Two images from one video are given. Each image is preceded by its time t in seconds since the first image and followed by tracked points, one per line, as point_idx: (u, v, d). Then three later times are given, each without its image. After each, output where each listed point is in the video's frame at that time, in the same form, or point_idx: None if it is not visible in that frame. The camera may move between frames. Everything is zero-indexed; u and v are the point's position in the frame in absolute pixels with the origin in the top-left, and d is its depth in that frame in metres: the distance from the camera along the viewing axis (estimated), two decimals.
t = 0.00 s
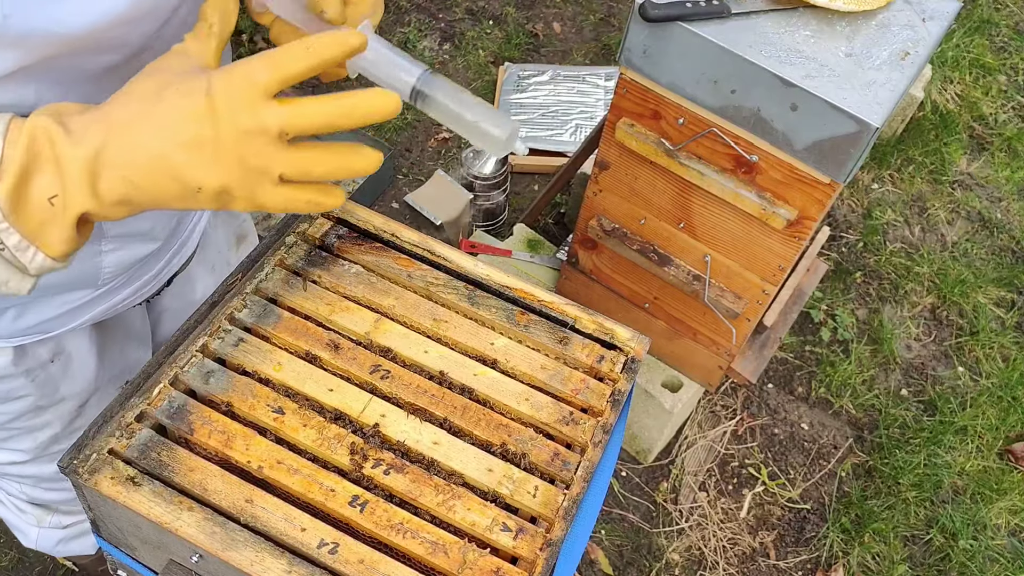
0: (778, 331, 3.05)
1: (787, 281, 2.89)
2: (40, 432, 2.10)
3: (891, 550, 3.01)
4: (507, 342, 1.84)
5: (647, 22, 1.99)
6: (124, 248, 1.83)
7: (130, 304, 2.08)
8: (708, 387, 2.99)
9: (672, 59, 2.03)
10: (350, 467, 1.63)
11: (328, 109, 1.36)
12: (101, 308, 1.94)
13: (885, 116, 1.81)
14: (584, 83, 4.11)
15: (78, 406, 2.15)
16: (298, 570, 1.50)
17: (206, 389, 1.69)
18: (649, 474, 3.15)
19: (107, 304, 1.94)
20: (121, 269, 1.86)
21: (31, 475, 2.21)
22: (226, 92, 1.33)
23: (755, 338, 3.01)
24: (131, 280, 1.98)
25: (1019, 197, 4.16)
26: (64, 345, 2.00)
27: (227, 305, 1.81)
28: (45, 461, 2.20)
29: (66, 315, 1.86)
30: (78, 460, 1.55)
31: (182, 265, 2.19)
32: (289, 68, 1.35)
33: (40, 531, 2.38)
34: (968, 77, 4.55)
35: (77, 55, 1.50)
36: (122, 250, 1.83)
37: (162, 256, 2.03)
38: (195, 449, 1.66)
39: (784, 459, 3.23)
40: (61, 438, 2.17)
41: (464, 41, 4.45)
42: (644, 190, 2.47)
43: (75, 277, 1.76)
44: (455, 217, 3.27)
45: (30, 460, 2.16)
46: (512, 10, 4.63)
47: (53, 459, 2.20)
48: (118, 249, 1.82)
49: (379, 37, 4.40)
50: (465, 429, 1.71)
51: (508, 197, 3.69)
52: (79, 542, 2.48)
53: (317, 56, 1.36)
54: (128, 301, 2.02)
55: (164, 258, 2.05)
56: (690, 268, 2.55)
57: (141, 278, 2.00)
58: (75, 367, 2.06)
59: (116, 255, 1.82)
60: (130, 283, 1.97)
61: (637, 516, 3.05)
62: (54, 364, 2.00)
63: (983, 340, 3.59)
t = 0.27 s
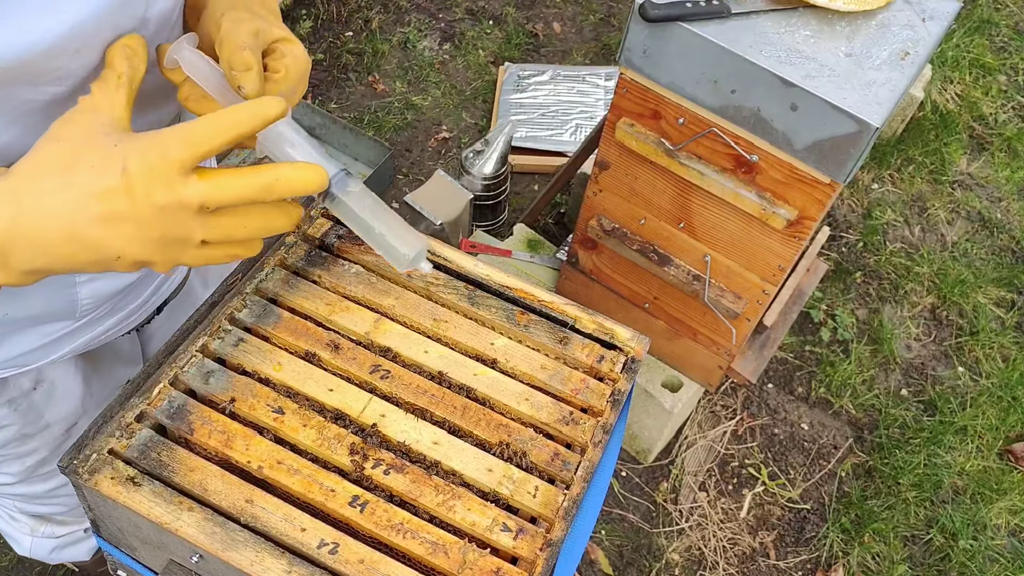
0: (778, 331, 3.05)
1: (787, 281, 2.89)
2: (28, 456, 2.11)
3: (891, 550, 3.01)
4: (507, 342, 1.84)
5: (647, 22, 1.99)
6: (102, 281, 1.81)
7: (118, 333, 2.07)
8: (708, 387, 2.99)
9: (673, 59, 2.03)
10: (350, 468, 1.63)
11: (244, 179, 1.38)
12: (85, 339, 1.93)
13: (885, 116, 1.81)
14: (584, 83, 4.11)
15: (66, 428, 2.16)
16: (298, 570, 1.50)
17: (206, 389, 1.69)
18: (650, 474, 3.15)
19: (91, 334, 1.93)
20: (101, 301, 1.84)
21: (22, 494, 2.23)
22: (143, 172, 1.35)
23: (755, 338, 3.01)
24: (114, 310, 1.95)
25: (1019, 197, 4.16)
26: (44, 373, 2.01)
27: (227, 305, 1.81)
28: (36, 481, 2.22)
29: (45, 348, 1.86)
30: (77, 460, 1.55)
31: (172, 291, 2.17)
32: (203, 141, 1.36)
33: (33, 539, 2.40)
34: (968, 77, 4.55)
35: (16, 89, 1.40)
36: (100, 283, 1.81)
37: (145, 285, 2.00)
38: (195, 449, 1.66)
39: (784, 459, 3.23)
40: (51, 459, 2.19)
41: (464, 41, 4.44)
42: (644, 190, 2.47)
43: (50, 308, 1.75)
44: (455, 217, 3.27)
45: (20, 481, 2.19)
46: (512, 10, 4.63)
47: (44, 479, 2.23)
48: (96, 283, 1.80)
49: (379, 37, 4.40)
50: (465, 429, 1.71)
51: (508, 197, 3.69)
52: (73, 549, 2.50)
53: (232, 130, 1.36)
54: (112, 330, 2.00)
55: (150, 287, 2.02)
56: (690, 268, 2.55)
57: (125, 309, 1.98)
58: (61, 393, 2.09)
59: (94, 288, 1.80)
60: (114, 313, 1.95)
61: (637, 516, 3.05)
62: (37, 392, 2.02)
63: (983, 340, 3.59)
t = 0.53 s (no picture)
0: (778, 331, 3.05)
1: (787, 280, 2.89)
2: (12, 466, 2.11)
3: (891, 550, 3.01)
4: (507, 342, 1.84)
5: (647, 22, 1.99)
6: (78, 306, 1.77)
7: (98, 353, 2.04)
8: (709, 387, 2.99)
9: (673, 59, 2.03)
10: (350, 468, 1.63)
11: (147, 227, 1.35)
12: (62, 359, 1.90)
13: (885, 116, 1.81)
14: (584, 83, 4.11)
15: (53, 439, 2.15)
16: (298, 570, 1.50)
17: (207, 389, 1.69)
18: (650, 474, 3.15)
19: (68, 355, 1.90)
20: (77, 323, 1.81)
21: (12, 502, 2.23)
22: (44, 213, 1.35)
23: (755, 338, 3.01)
24: (92, 331, 1.92)
25: (1019, 197, 4.16)
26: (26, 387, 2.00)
27: (227, 305, 1.81)
28: (25, 489, 2.22)
29: (19, 370, 1.83)
30: (77, 460, 1.55)
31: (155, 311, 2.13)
32: (107, 186, 1.33)
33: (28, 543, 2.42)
34: (968, 77, 4.55)
35: None
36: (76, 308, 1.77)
37: (126, 308, 1.97)
38: (195, 449, 1.66)
39: (784, 459, 3.23)
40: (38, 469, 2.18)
41: (464, 41, 4.44)
42: (644, 190, 2.47)
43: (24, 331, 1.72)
44: (455, 217, 3.27)
45: (9, 489, 2.19)
46: (512, 10, 4.63)
47: (32, 488, 2.23)
48: (71, 308, 1.76)
49: (379, 37, 4.41)
50: (465, 429, 1.71)
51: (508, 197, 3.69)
52: (68, 553, 2.52)
53: (137, 177, 1.33)
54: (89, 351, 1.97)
55: (130, 309, 1.99)
56: (690, 268, 2.55)
57: (104, 331, 1.95)
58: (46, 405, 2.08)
59: (69, 313, 1.76)
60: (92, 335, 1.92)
61: (637, 516, 3.05)
62: (20, 405, 2.02)
63: (983, 340, 3.59)
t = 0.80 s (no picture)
0: (778, 331, 3.05)
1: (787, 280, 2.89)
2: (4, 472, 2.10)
3: (891, 550, 3.01)
4: (507, 342, 1.84)
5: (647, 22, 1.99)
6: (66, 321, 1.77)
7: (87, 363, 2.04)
8: (709, 387, 2.99)
9: (673, 59, 2.03)
10: (350, 467, 1.63)
11: (116, 304, 1.31)
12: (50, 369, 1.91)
13: (885, 116, 1.81)
14: (584, 83, 4.11)
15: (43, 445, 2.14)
16: (298, 570, 1.50)
17: (206, 389, 1.69)
18: (649, 474, 3.15)
19: (57, 365, 1.91)
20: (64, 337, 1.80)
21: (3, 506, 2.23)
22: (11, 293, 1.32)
23: (755, 338, 3.01)
24: (77, 343, 1.91)
25: (1019, 197, 4.16)
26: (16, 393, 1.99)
27: (227, 305, 1.81)
28: (17, 494, 2.21)
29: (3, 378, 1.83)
30: (78, 460, 1.55)
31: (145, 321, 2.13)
32: (70, 272, 1.28)
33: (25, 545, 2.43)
34: (968, 77, 4.55)
35: None
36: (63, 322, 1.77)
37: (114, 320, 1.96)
38: (195, 449, 1.66)
39: (784, 459, 3.23)
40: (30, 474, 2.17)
41: (464, 41, 4.45)
42: (644, 190, 2.47)
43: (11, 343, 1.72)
44: (455, 217, 3.27)
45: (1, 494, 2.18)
46: (512, 10, 4.63)
47: (24, 492, 2.22)
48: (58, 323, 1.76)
49: (379, 37, 4.41)
50: (465, 429, 1.71)
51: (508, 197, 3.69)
52: (65, 555, 2.53)
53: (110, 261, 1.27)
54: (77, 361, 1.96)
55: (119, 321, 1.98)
56: (690, 268, 2.55)
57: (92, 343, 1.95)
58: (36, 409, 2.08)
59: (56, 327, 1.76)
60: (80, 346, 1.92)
61: (637, 516, 3.05)
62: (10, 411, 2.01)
63: (983, 340, 3.59)
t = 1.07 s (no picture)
0: (778, 331, 3.05)
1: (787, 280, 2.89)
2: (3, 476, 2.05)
3: (891, 550, 3.01)
4: (507, 342, 1.84)
5: (647, 22, 1.99)
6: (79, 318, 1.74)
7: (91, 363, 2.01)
8: (709, 387, 2.99)
9: (673, 59, 2.03)
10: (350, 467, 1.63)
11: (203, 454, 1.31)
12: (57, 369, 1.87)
13: (885, 117, 1.81)
14: (584, 83, 4.11)
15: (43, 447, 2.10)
16: (298, 570, 1.50)
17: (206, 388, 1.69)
18: (649, 474, 3.15)
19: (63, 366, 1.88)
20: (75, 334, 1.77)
21: None
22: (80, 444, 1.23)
23: (755, 338, 3.01)
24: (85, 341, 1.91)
25: (1019, 197, 4.16)
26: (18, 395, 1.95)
27: (227, 305, 1.81)
28: (13, 498, 2.16)
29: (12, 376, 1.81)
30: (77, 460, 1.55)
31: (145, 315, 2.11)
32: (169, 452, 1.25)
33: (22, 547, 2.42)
34: (968, 77, 4.55)
35: (26, 132, 1.34)
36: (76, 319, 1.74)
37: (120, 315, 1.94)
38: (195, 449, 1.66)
39: (784, 459, 3.23)
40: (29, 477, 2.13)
41: (464, 41, 4.45)
42: (644, 190, 2.47)
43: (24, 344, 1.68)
44: (455, 217, 3.27)
45: None
46: (512, 10, 4.63)
47: (21, 496, 2.17)
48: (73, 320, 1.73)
49: (379, 37, 4.41)
50: (465, 429, 1.71)
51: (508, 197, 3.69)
52: (60, 556, 2.53)
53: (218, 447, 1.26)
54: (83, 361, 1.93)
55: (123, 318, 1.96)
56: (690, 268, 2.55)
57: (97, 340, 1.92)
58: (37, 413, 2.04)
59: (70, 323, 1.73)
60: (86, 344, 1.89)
61: (636, 516, 3.05)
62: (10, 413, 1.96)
63: (983, 340, 3.59)
